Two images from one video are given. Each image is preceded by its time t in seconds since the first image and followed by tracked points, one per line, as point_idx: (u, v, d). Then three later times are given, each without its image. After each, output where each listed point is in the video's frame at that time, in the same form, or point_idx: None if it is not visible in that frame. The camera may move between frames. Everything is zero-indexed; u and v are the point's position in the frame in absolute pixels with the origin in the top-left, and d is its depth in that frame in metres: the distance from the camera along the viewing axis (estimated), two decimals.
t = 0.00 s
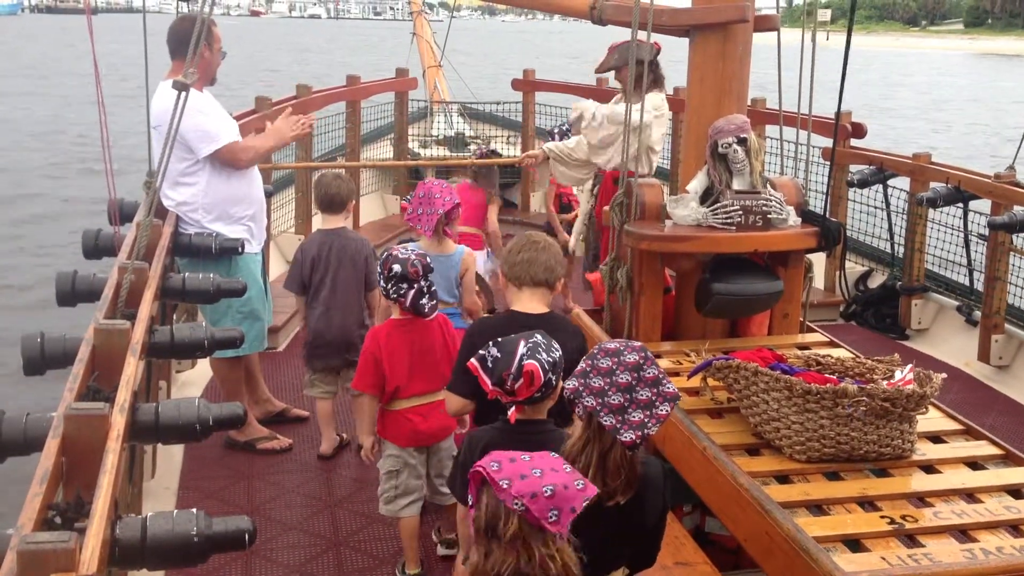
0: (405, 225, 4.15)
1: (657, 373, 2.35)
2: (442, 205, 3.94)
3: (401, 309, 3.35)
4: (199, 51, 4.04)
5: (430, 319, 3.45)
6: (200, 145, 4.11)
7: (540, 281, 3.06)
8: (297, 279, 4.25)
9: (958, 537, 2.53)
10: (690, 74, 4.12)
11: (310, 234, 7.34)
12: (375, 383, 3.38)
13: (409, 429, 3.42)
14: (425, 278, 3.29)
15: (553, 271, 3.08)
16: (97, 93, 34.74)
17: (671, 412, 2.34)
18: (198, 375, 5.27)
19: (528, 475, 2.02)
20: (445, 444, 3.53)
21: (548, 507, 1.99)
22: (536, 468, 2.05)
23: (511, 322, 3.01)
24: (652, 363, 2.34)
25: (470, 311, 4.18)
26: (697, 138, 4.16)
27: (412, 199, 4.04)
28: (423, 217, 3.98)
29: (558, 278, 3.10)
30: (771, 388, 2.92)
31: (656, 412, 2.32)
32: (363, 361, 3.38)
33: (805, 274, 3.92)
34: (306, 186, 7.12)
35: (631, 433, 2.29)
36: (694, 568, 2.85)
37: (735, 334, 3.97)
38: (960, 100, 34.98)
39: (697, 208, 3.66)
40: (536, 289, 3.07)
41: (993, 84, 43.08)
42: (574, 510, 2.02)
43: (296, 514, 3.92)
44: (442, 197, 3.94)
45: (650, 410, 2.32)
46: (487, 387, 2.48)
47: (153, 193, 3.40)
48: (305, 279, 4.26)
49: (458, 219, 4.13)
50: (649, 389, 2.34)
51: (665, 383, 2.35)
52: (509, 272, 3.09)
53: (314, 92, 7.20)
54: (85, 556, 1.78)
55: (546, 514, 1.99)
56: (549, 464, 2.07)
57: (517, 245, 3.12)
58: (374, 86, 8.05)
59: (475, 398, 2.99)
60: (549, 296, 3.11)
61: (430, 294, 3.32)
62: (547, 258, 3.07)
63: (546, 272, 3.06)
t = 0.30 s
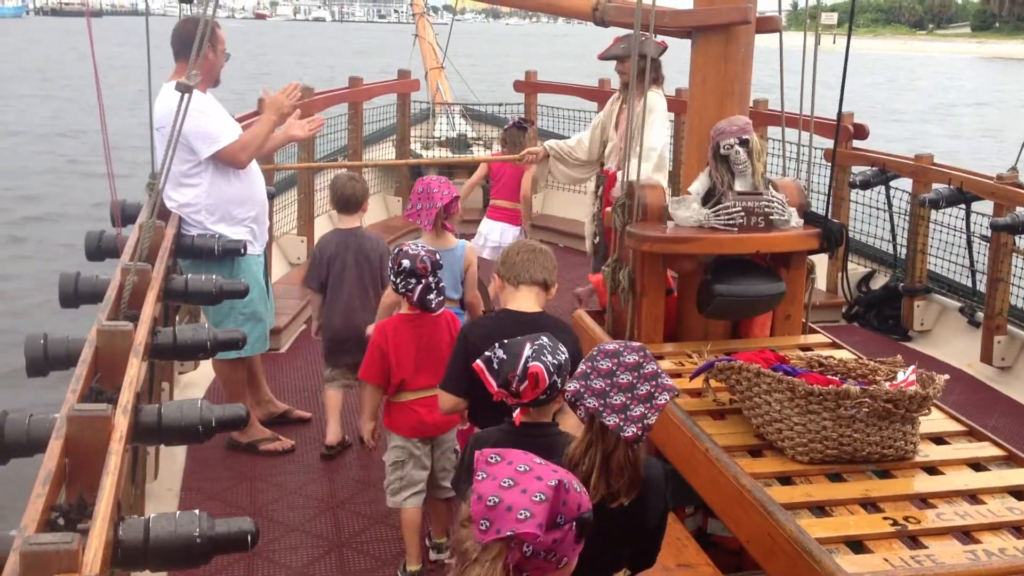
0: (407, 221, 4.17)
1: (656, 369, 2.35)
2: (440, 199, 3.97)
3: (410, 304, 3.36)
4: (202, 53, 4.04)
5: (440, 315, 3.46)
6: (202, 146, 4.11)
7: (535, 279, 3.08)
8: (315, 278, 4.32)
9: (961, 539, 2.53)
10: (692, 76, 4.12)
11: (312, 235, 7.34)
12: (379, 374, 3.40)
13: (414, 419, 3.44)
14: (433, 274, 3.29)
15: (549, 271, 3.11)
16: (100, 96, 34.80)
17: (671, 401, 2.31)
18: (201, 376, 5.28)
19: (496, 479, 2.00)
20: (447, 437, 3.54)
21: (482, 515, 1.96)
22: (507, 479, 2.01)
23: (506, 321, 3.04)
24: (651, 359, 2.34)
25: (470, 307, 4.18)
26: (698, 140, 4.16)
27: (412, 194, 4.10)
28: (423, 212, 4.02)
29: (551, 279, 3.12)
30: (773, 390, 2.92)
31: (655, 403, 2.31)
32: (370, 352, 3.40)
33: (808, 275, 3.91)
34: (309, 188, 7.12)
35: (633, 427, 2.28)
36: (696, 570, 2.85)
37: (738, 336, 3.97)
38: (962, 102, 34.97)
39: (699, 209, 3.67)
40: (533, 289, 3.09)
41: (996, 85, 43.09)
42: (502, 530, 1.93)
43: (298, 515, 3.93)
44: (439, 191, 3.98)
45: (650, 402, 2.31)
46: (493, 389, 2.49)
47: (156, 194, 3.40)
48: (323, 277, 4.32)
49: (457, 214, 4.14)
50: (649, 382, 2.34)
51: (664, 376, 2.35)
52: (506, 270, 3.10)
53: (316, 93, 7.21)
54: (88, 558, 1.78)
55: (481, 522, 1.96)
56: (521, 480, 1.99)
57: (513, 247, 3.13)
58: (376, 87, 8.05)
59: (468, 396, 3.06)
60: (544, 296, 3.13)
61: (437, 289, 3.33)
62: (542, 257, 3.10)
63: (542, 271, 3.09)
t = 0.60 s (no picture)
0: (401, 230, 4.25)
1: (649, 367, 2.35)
2: (433, 206, 4.06)
3: (419, 298, 3.39)
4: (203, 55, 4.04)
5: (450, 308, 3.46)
6: (203, 148, 4.11)
7: (508, 276, 3.08)
8: (323, 271, 4.44)
9: (963, 541, 2.53)
10: (693, 78, 4.12)
11: (314, 238, 7.35)
12: (389, 368, 3.44)
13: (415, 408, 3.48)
14: (442, 269, 3.33)
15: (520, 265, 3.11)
16: (102, 98, 34.84)
17: (660, 398, 2.30)
18: (202, 379, 5.28)
19: (504, 478, 2.02)
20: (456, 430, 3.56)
21: (482, 508, 1.99)
22: (517, 479, 2.01)
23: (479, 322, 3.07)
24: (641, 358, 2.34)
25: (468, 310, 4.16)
26: (700, 142, 4.16)
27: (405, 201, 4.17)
28: (415, 218, 4.11)
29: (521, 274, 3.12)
30: (774, 392, 2.93)
31: (643, 398, 2.29)
32: (381, 347, 3.44)
33: (810, 277, 3.91)
34: (310, 190, 7.13)
35: (620, 417, 2.26)
36: (698, 572, 2.84)
37: (739, 338, 3.96)
38: (963, 104, 34.96)
39: (701, 211, 3.68)
40: (505, 284, 3.09)
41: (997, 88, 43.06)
42: (492, 526, 1.95)
43: (300, 517, 3.93)
44: (432, 197, 4.06)
45: (638, 396, 2.30)
46: (495, 392, 2.49)
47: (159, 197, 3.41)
48: (331, 271, 4.44)
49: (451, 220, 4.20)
50: (638, 377, 2.33)
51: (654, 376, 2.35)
52: (476, 268, 3.10)
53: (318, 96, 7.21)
54: (89, 560, 1.78)
55: (480, 516, 1.99)
56: (527, 483, 1.98)
57: (480, 245, 3.14)
58: (378, 90, 8.06)
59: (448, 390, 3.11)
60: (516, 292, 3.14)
61: (447, 284, 3.37)
62: (512, 252, 3.10)
63: (514, 267, 3.09)
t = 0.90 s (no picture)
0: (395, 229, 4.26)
1: (644, 380, 2.33)
2: (425, 204, 4.09)
3: (405, 295, 3.50)
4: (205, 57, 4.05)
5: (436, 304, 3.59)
6: (205, 149, 4.11)
7: (484, 272, 3.13)
8: (320, 262, 4.52)
9: (964, 543, 2.52)
10: (695, 80, 4.13)
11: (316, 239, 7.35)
12: (375, 364, 3.57)
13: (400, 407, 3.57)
14: (429, 266, 3.45)
15: (495, 260, 3.16)
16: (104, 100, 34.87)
17: (660, 419, 2.32)
18: (204, 380, 5.29)
19: (494, 475, 2.03)
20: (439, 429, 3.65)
21: (468, 502, 2.01)
22: (506, 476, 2.02)
23: (459, 321, 3.12)
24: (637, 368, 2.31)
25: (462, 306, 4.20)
26: (701, 143, 4.16)
27: (399, 200, 4.22)
28: (409, 215, 4.14)
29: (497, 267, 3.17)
30: (775, 394, 2.93)
31: (644, 420, 2.31)
32: (368, 342, 3.57)
33: (811, 279, 3.91)
34: (312, 191, 7.13)
35: (621, 442, 2.29)
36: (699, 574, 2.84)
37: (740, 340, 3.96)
38: (965, 108, 34.95)
39: (703, 213, 3.69)
40: (481, 280, 3.14)
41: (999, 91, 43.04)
42: (472, 518, 1.97)
43: (301, 519, 3.93)
44: (425, 196, 4.10)
45: (639, 418, 2.31)
46: (494, 396, 2.49)
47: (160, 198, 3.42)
48: (327, 261, 4.51)
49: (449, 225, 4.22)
50: (636, 396, 2.32)
51: (652, 391, 2.33)
52: (453, 266, 3.14)
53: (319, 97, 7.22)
54: (90, 560, 1.78)
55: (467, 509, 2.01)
56: (514, 481, 1.99)
57: (456, 240, 3.17)
58: (379, 92, 8.06)
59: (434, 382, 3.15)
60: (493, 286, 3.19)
61: (433, 281, 3.48)
62: (486, 249, 3.14)
63: (490, 263, 3.14)
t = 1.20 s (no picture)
0: (402, 216, 4.32)
1: (645, 385, 2.32)
2: (433, 198, 4.07)
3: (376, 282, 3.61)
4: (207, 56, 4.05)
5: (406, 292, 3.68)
6: (209, 148, 4.12)
7: (492, 264, 3.14)
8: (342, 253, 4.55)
9: (964, 543, 2.52)
10: (697, 80, 4.12)
11: (317, 239, 7.35)
12: (340, 346, 3.72)
13: (371, 393, 3.69)
14: (402, 256, 3.52)
15: (502, 254, 3.16)
16: (105, 99, 34.89)
17: (657, 426, 2.31)
18: (205, 379, 5.29)
19: (512, 474, 2.01)
20: (407, 415, 3.76)
21: (485, 502, 2.00)
22: (522, 475, 2.01)
23: (464, 306, 3.15)
24: (639, 373, 2.31)
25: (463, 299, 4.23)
26: (703, 144, 4.16)
27: (406, 193, 4.17)
28: (416, 209, 4.14)
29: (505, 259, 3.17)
30: (777, 393, 2.93)
31: (641, 425, 2.30)
32: (336, 327, 3.73)
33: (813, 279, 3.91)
34: (313, 191, 7.13)
35: (616, 445, 2.29)
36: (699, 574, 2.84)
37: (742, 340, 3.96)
38: (966, 108, 34.91)
39: (704, 213, 3.67)
40: (487, 272, 3.15)
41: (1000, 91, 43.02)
42: (491, 517, 1.96)
43: (302, 518, 3.93)
44: (433, 190, 4.07)
45: (636, 423, 2.31)
46: (494, 396, 2.50)
47: (162, 197, 3.42)
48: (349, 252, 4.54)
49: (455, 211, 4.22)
50: (635, 400, 2.32)
51: (653, 396, 2.33)
52: (462, 256, 3.15)
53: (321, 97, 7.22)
54: (92, 560, 1.78)
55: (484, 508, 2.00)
56: (531, 479, 1.98)
57: (465, 229, 3.18)
58: (381, 91, 8.06)
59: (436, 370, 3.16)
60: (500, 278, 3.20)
61: (404, 271, 3.56)
62: (495, 240, 3.15)
63: (498, 255, 3.15)
